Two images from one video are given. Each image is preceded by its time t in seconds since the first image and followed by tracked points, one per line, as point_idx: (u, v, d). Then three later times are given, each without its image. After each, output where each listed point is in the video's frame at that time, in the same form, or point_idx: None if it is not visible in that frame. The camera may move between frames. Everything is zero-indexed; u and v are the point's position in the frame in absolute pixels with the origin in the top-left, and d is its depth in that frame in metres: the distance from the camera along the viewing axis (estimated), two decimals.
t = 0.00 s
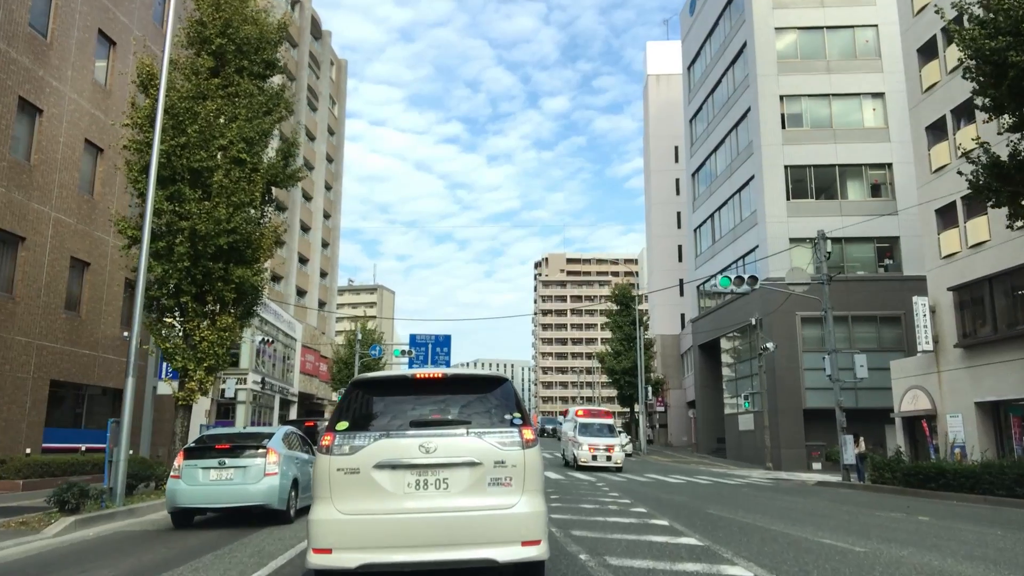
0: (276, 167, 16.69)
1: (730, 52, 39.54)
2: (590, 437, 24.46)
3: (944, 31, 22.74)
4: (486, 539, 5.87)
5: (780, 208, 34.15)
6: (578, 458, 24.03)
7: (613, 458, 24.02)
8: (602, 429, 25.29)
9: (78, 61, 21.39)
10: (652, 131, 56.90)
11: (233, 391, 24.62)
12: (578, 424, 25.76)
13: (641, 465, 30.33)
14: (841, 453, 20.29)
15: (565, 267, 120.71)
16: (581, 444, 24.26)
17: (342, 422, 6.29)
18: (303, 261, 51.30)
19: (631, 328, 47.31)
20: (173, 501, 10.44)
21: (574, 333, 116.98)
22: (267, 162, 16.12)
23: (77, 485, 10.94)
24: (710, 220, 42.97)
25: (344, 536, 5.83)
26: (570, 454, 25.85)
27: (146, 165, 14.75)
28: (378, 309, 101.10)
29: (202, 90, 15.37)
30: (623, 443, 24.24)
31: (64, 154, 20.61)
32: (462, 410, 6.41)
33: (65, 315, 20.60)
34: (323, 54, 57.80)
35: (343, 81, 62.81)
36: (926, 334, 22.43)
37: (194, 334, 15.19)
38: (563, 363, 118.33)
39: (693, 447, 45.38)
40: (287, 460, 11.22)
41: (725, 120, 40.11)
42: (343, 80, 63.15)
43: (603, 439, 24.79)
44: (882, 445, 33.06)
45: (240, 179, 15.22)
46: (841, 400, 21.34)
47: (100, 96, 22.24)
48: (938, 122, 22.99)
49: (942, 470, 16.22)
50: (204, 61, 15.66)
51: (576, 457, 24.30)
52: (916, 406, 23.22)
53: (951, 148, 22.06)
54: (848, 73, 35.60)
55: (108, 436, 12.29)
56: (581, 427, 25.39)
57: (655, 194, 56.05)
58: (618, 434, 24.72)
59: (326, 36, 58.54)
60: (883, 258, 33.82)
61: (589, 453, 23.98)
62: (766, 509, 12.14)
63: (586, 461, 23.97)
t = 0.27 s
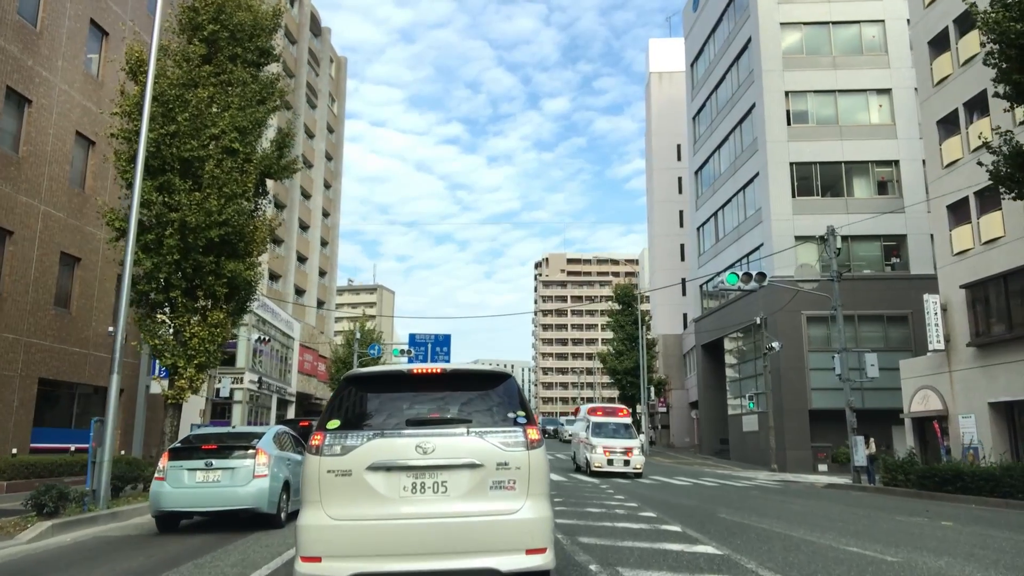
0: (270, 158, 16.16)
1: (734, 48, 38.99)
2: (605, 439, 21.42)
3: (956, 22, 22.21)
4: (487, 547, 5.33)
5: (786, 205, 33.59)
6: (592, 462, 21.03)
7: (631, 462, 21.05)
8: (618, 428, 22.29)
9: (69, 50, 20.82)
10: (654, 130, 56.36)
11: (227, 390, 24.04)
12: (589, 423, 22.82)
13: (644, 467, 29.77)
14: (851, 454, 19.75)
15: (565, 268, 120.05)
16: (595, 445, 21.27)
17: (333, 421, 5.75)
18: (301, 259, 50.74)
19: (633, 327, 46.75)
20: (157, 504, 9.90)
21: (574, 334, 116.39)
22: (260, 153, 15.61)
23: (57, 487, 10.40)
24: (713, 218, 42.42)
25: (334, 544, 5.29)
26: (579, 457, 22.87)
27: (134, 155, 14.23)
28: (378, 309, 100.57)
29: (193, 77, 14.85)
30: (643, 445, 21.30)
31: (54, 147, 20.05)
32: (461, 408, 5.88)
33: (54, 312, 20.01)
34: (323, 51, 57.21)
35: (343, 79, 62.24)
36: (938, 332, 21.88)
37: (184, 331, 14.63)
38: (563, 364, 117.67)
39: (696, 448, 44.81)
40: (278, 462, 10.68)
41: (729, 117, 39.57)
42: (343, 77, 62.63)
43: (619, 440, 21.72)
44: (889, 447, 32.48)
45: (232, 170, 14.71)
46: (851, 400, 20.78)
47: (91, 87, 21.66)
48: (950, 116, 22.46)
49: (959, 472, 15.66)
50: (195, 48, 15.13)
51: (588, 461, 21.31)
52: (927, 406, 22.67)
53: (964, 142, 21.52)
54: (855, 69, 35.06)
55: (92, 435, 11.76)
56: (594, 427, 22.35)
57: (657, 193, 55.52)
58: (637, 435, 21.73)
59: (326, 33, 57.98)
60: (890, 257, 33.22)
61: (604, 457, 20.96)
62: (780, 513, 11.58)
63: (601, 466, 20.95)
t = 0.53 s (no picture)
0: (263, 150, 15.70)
1: (736, 44, 38.54)
2: (622, 439, 18.91)
3: (965, 13, 21.78)
4: (489, 556, 4.86)
5: (790, 201, 33.13)
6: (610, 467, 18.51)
7: (654, 466, 18.57)
8: (637, 428, 19.74)
9: (59, 44, 20.37)
10: (655, 127, 55.90)
11: (222, 390, 23.56)
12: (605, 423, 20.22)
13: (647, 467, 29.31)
14: (861, 454, 19.29)
15: (565, 267, 119.50)
16: (613, 448, 18.75)
17: (323, 420, 5.27)
18: (299, 258, 50.26)
19: (634, 326, 46.29)
20: (142, 507, 9.44)
21: (574, 334, 115.89)
22: (253, 145, 15.15)
23: (37, 490, 9.94)
24: (716, 216, 41.92)
25: (322, 553, 4.82)
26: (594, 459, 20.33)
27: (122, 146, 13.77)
28: (377, 309, 100.17)
29: (184, 66, 14.39)
30: (666, 448, 18.78)
31: (44, 140, 19.58)
32: (461, 406, 5.40)
33: (43, 310, 19.50)
34: (321, 48, 56.70)
35: (341, 77, 61.72)
36: (947, 329, 21.41)
37: (175, 327, 14.17)
38: (563, 364, 117.13)
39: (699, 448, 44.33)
40: (269, 463, 10.23)
41: (731, 113, 39.13)
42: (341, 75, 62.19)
43: (639, 440, 19.18)
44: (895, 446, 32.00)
45: (224, 161, 14.26)
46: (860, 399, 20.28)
47: (81, 80, 21.19)
48: (959, 108, 22.01)
49: (975, 472, 15.20)
50: (186, 36, 14.68)
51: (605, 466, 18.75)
52: (936, 405, 22.21)
53: (974, 135, 21.06)
54: (859, 63, 34.59)
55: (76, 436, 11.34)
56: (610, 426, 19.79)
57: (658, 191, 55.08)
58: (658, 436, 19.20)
59: (324, 30, 57.49)
60: (895, 253, 32.75)
61: (623, 461, 18.47)
62: (793, 515, 11.12)
63: (620, 471, 18.44)
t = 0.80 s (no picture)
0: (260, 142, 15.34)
1: (740, 39, 38.16)
2: (646, 439, 15.90)
3: (976, 5, 21.41)
4: (491, 564, 4.49)
5: (794, 198, 32.76)
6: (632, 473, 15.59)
7: (684, 471, 15.57)
8: (663, 424, 16.81)
9: (53, 35, 20.01)
10: (657, 125, 55.54)
11: (219, 388, 23.19)
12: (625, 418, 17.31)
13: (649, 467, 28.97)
14: (869, 453, 18.93)
15: (566, 266, 119.05)
16: (636, 449, 15.77)
17: (314, 417, 4.87)
18: (298, 257, 49.91)
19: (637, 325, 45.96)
20: (127, 509, 9.08)
21: (575, 333, 115.52)
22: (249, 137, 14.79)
23: (20, 491, 9.58)
24: (719, 213, 41.55)
25: (312, 561, 4.44)
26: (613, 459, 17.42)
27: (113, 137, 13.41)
28: (377, 308, 99.87)
29: (177, 55, 14.02)
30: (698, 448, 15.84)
31: (36, 134, 19.18)
32: (461, 402, 4.98)
33: (36, 306, 19.13)
34: (320, 44, 56.26)
35: (340, 74, 61.25)
36: (956, 327, 21.04)
37: (168, 323, 13.80)
38: (564, 364, 116.71)
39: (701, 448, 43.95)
40: (262, 463, 9.87)
41: (734, 109, 38.77)
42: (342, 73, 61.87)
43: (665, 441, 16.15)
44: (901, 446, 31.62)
45: (218, 153, 13.89)
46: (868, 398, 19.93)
47: (75, 73, 20.80)
48: (969, 102, 21.63)
49: (988, 472, 14.83)
50: (180, 24, 14.29)
51: (626, 470, 15.85)
52: (945, 404, 21.84)
53: (984, 129, 20.67)
54: (864, 58, 34.19)
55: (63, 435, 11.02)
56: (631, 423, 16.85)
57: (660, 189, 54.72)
58: (688, 434, 16.22)
59: (323, 27, 57.04)
60: (901, 251, 32.37)
61: (648, 465, 15.52)
62: (805, 517, 10.74)
63: (645, 478, 15.51)
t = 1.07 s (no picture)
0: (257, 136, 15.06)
1: (742, 37, 37.86)
2: (678, 439, 13.27)
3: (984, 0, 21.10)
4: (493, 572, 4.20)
5: (797, 197, 32.45)
6: (661, 482, 12.95)
7: (725, 479, 12.97)
8: (696, 421, 14.19)
9: (49, 28, 19.72)
10: (659, 123, 55.23)
11: (217, 387, 22.89)
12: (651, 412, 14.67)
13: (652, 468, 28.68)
14: (876, 455, 18.63)
15: (567, 267, 118.69)
16: (667, 452, 13.11)
17: (305, 415, 4.57)
18: (298, 256, 49.63)
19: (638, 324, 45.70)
20: (115, 511, 8.81)
21: (576, 333, 115.21)
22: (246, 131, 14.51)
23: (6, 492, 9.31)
24: (721, 212, 41.25)
25: (302, 569, 4.15)
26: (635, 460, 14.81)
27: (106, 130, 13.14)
28: (377, 307, 99.61)
29: (172, 46, 13.73)
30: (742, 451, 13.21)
31: (30, 128, 18.89)
32: (462, 400, 4.69)
33: (30, 304, 18.84)
34: (321, 43, 55.82)
35: (341, 72, 60.89)
36: (964, 327, 20.72)
37: (162, 320, 13.52)
38: (564, 364, 116.36)
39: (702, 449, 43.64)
40: (255, 464, 9.60)
41: (737, 107, 38.47)
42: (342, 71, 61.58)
43: (701, 440, 13.58)
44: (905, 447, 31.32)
45: (214, 147, 13.61)
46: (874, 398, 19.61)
47: (71, 67, 20.54)
48: (977, 98, 21.33)
49: (1000, 475, 14.53)
50: (175, 15, 14.00)
51: (654, 477, 13.20)
52: (951, 404, 21.54)
53: (993, 126, 20.38)
54: (868, 56, 33.87)
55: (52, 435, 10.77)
56: (657, 419, 14.26)
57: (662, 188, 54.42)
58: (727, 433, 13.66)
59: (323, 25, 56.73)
60: (905, 251, 32.07)
61: (682, 472, 12.91)
62: (816, 521, 10.44)
63: (676, 487, 12.91)
